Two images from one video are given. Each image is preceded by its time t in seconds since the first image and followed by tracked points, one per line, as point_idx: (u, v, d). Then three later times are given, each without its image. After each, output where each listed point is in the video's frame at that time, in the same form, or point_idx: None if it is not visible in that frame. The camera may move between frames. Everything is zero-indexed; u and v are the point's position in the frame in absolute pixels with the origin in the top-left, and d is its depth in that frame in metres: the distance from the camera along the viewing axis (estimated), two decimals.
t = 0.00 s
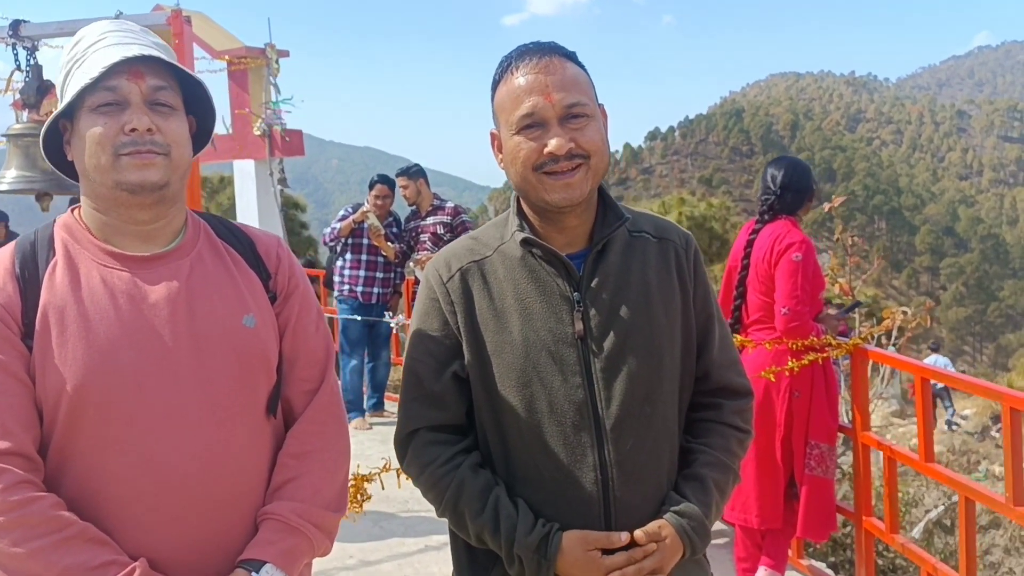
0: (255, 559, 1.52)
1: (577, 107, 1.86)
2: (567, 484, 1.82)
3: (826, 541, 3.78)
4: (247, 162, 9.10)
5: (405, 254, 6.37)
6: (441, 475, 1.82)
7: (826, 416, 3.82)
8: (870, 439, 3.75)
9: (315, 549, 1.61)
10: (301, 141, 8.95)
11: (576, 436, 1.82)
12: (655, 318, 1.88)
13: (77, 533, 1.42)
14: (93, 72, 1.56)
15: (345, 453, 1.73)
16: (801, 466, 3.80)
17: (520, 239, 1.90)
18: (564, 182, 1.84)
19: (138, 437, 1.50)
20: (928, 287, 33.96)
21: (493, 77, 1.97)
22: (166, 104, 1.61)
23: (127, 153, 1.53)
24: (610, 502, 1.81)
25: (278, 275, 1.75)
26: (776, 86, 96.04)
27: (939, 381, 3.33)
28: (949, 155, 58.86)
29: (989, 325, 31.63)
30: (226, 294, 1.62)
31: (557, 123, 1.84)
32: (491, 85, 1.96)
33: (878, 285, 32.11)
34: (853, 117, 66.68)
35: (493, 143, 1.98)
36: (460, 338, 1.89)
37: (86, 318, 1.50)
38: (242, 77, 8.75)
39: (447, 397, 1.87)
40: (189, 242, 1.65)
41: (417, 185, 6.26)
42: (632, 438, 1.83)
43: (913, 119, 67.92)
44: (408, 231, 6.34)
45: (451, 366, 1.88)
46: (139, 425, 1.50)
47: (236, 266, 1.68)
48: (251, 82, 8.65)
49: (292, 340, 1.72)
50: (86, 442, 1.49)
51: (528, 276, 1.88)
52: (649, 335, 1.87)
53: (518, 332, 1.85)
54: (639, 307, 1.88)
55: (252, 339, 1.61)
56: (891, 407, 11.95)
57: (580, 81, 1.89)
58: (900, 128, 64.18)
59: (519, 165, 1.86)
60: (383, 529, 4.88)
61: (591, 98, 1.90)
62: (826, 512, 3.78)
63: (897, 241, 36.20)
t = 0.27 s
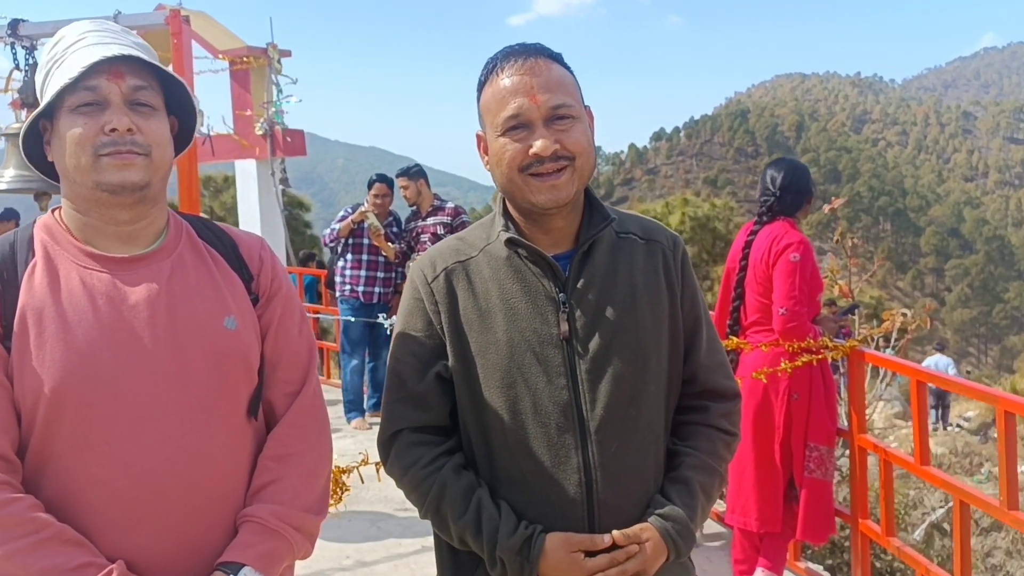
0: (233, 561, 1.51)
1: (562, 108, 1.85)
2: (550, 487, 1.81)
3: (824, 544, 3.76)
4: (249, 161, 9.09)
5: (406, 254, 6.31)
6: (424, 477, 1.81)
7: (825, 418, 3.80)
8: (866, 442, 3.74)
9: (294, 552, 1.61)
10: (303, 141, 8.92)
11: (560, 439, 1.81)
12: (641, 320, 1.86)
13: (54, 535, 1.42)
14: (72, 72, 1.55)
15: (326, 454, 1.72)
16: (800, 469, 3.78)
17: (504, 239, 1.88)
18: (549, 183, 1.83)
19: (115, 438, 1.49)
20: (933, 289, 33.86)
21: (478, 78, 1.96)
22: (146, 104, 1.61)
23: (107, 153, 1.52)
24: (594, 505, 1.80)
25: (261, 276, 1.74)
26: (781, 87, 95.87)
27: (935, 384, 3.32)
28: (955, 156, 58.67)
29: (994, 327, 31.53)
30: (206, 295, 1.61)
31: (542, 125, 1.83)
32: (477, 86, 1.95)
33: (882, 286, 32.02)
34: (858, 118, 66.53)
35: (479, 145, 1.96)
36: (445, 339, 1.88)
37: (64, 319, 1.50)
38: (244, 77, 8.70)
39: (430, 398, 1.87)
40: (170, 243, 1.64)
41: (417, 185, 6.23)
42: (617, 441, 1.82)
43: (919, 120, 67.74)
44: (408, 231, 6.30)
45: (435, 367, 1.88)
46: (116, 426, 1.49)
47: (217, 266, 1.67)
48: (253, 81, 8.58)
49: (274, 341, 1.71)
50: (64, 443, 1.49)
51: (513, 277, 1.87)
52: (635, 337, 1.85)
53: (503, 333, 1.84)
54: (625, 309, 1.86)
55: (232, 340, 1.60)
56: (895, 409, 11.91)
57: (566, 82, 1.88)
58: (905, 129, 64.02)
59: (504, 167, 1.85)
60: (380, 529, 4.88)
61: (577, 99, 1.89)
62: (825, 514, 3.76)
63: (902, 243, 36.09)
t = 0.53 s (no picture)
0: (228, 562, 1.52)
1: (561, 109, 1.84)
2: (549, 489, 1.81)
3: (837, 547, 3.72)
4: (268, 162, 9.09)
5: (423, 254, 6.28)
6: (421, 478, 1.82)
7: (838, 419, 3.74)
8: (879, 445, 3.69)
9: (291, 553, 1.61)
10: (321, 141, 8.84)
11: (558, 440, 1.80)
12: (642, 322, 1.85)
13: (51, 535, 1.43)
14: (71, 73, 1.56)
15: (325, 455, 1.72)
16: (813, 471, 3.73)
17: (503, 240, 1.88)
18: (548, 185, 1.82)
19: (112, 437, 1.51)
20: (957, 289, 33.42)
21: (478, 80, 1.96)
22: (145, 105, 1.62)
23: (106, 154, 1.54)
24: (593, 508, 1.80)
25: (260, 277, 1.75)
26: (802, 86, 95.08)
27: (949, 386, 3.27)
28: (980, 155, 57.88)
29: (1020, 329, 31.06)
30: (204, 297, 1.61)
31: (541, 126, 1.82)
32: (476, 88, 1.95)
33: (906, 287, 31.61)
34: (881, 117, 65.84)
35: (479, 147, 1.96)
36: (444, 340, 1.88)
37: (63, 320, 1.51)
38: (262, 78, 8.76)
39: (428, 399, 1.87)
40: (170, 244, 1.66)
41: (433, 185, 6.17)
42: (616, 443, 1.81)
43: (943, 118, 66.91)
44: (423, 231, 6.27)
45: (433, 368, 1.88)
46: (113, 426, 1.50)
47: (216, 267, 1.68)
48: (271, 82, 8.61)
49: (273, 342, 1.72)
50: (62, 443, 1.50)
51: (512, 278, 1.86)
52: (635, 339, 1.84)
53: (502, 335, 1.84)
54: (625, 310, 1.85)
55: (230, 341, 1.60)
56: (918, 411, 11.76)
57: (564, 83, 1.87)
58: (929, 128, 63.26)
59: (504, 169, 1.84)
60: (393, 529, 4.89)
61: (576, 100, 1.88)
62: (839, 517, 3.71)
63: (925, 243, 35.66)
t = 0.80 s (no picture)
0: (236, 557, 1.53)
1: (571, 106, 1.84)
2: (557, 488, 1.80)
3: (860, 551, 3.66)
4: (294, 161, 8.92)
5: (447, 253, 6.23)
6: (429, 476, 1.81)
7: (863, 422, 3.67)
8: (905, 448, 3.62)
9: (299, 549, 1.62)
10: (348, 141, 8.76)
11: (566, 439, 1.79)
12: (652, 321, 1.83)
13: (60, 528, 1.45)
14: (84, 67, 1.59)
15: (334, 451, 1.73)
16: (836, 474, 3.67)
17: (513, 238, 1.88)
18: (560, 187, 1.81)
19: (121, 430, 1.52)
20: (994, 292, 32.73)
21: (488, 77, 1.95)
22: (157, 98, 1.64)
23: (118, 146, 1.55)
24: (601, 508, 1.78)
25: (271, 274, 1.76)
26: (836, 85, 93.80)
27: (977, 390, 3.20)
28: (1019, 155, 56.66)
29: None
30: (214, 293, 1.63)
31: (552, 123, 1.82)
32: (486, 85, 1.94)
33: (941, 289, 31.02)
34: (917, 116, 64.71)
35: (489, 146, 1.95)
36: (453, 338, 1.88)
37: (73, 315, 1.53)
38: (291, 77, 8.76)
39: (437, 396, 1.87)
40: (181, 240, 1.67)
41: (459, 185, 6.13)
42: (625, 443, 1.80)
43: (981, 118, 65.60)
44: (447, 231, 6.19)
45: (442, 366, 1.88)
46: (122, 419, 1.52)
47: (226, 263, 1.69)
48: (300, 81, 8.66)
49: (283, 338, 1.73)
50: (71, 436, 1.52)
51: (522, 276, 1.86)
52: (645, 338, 1.82)
53: (511, 333, 1.83)
54: (636, 309, 1.83)
55: (239, 337, 1.62)
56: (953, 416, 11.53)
57: (575, 80, 1.87)
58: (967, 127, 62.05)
59: (515, 167, 1.83)
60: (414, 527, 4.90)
61: (586, 97, 1.87)
62: (863, 521, 3.65)
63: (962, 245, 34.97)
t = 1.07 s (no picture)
0: (246, 555, 1.53)
1: (587, 100, 1.81)
2: (569, 488, 1.78)
3: (887, 556, 3.59)
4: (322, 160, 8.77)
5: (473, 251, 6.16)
6: (440, 475, 1.81)
7: (891, 424, 3.60)
8: (933, 452, 3.54)
9: (309, 548, 1.62)
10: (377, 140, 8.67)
11: (579, 439, 1.77)
12: (668, 319, 1.81)
13: (71, 523, 1.47)
14: (98, 61, 1.60)
15: (346, 450, 1.73)
16: (862, 477, 3.60)
17: (526, 235, 1.86)
18: (575, 178, 1.79)
19: (132, 425, 1.53)
20: None
21: (502, 72, 1.94)
22: (171, 93, 1.64)
23: (133, 141, 1.56)
24: (613, 509, 1.76)
25: (285, 271, 1.75)
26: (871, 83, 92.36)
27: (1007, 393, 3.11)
28: None
29: None
30: (227, 289, 1.63)
31: (567, 117, 1.80)
32: (500, 81, 1.92)
33: (979, 291, 30.34)
34: (954, 115, 63.47)
35: (504, 142, 1.93)
36: (466, 336, 1.87)
37: (86, 312, 1.54)
38: (319, 76, 8.87)
39: (449, 394, 1.86)
40: (195, 236, 1.68)
41: (485, 184, 6.11)
42: (639, 444, 1.77)
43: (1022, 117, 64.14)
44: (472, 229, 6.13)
45: (454, 364, 1.87)
46: (133, 414, 1.53)
47: (240, 259, 1.69)
48: (329, 80, 8.77)
49: (296, 336, 1.73)
50: (83, 430, 1.53)
51: (536, 274, 1.84)
52: (661, 337, 1.80)
53: (523, 331, 1.81)
54: (652, 308, 1.81)
55: (252, 334, 1.62)
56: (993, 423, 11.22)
57: (590, 74, 1.85)
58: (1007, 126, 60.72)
59: (531, 162, 1.81)
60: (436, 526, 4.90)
61: (602, 91, 1.85)
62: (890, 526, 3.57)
63: (1001, 246, 34.22)
